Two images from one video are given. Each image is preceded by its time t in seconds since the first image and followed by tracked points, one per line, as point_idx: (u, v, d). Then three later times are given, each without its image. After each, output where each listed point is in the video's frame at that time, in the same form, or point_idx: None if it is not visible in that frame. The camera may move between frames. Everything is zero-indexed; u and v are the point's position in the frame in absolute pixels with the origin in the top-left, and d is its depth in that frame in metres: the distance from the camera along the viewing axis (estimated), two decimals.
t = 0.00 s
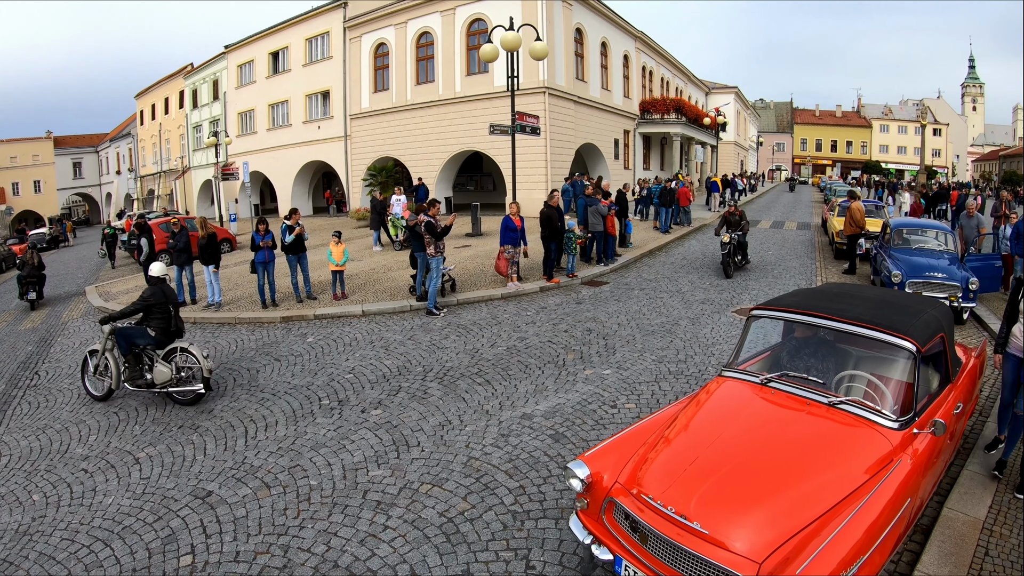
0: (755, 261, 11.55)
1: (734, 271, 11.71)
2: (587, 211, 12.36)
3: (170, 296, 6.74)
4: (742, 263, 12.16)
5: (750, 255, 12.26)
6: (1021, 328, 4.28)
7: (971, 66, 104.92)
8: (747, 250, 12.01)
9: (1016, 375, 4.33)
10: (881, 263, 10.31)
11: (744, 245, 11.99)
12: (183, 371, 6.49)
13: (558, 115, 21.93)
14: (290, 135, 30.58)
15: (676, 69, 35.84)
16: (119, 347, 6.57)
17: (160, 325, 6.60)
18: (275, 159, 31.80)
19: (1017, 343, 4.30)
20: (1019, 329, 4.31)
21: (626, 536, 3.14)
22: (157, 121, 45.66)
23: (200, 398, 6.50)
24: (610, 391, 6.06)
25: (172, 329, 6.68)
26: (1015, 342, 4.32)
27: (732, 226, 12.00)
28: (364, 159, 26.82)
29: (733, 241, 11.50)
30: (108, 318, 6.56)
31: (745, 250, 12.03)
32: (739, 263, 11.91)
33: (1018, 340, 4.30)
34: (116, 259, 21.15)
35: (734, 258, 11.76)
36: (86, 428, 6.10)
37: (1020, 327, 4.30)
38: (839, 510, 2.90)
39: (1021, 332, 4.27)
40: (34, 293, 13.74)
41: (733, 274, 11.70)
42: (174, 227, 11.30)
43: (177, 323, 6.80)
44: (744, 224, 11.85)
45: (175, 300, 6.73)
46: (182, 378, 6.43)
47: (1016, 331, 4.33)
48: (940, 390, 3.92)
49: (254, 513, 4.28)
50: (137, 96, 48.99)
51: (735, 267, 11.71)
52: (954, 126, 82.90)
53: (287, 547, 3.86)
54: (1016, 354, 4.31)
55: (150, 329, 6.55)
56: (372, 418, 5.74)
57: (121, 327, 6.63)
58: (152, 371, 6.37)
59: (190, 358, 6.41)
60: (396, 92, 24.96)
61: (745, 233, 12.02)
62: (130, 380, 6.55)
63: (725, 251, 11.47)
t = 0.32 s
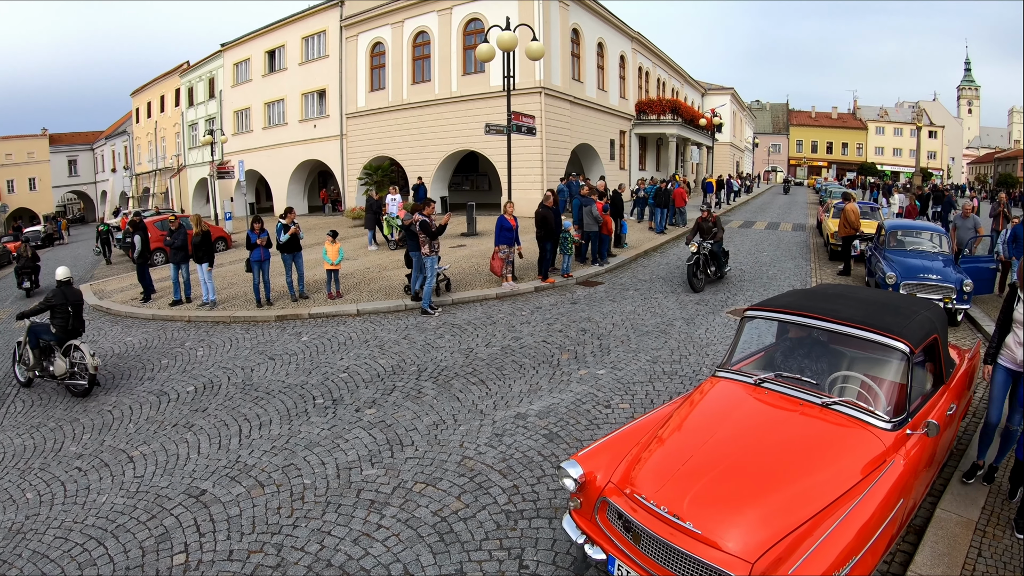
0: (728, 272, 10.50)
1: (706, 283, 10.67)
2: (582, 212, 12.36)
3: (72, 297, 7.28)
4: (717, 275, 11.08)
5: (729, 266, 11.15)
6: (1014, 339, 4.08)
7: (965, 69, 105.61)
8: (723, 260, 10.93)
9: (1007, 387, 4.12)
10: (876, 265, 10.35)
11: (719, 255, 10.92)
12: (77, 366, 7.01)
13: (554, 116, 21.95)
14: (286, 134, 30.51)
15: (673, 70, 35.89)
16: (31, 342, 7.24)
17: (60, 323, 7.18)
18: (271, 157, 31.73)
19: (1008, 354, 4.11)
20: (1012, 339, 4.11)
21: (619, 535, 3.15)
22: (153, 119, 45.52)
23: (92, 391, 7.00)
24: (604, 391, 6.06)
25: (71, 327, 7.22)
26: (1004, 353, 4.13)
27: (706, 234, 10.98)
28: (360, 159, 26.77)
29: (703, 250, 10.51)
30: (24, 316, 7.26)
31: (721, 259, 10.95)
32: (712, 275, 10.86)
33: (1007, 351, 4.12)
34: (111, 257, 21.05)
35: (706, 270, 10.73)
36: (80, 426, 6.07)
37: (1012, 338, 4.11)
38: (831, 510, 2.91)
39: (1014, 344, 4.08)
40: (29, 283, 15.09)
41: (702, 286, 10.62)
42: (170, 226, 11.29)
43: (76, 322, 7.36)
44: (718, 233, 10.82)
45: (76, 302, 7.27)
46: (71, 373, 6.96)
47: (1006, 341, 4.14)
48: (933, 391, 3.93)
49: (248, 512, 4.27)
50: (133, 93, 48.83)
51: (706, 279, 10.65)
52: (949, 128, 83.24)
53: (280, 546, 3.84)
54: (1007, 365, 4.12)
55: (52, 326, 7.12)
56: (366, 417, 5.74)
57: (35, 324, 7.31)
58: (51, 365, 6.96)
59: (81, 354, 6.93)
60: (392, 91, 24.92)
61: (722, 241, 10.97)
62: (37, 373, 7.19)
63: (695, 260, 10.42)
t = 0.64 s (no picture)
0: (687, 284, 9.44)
1: (662, 297, 9.63)
2: (576, 214, 12.40)
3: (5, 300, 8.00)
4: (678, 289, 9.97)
5: (694, 279, 10.05)
6: (999, 357, 3.87)
7: (961, 70, 106.14)
8: (683, 272, 9.85)
9: (990, 408, 3.88)
10: (870, 265, 10.40)
11: (682, 266, 9.87)
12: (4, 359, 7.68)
13: (550, 117, 22.00)
14: (282, 135, 30.48)
15: (668, 71, 35.98)
16: None
17: None
18: (267, 159, 31.69)
19: (992, 372, 3.90)
20: (997, 357, 3.90)
21: (611, 536, 3.16)
22: (149, 120, 45.44)
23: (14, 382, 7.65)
24: (599, 392, 6.08)
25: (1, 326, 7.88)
26: (988, 371, 3.92)
27: (667, 243, 9.95)
28: (356, 160, 26.76)
29: (659, 260, 9.52)
30: None
31: (681, 272, 9.88)
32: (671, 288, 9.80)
33: (991, 369, 3.91)
34: (107, 259, 21.01)
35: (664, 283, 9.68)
36: (75, 428, 6.06)
37: (996, 357, 3.90)
38: (822, 509, 2.93)
39: (998, 363, 3.87)
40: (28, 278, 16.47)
41: (658, 302, 9.57)
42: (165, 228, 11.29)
43: (8, 321, 8.02)
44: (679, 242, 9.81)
45: (6, 304, 7.98)
46: (1, 362, 7.73)
47: (989, 360, 3.93)
48: (926, 391, 3.95)
49: (243, 513, 4.28)
50: (128, 95, 48.74)
51: (663, 292, 9.61)
52: (944, 129, 83.53)
53: (275, 547, 3.86)
54: (991, 385, 3.90)
55: None
56: (361, 419, 5.74)
57: None
58: None
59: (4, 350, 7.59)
60: (388, 93, 24.93)
61: (685, 250, 9.92)
62: None
63: (649, 272, 9.41)
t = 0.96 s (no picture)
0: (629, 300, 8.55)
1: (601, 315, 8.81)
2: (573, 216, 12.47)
3: None
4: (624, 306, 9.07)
5: (641, 295, 9.11)
6: (991, 366, 3.85)
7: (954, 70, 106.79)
8: (626, 287, 8.95)
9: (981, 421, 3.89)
10: (865, 265, 10.44)
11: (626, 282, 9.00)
12: None
13: (544, 120, 22.03)
14: (276, 139, 30.44)
15: (662, 73, 36.11)
16: None
17: None
18: (262, 162, 31.64)
19: (984, 383, 3.89)
20: (987, 367, 3.88)
21: (607, 537, 3.17)
22: (144, 124, 45.36)
23: None
24: (594, 394, 6.09)
25: None
26: (980, 382, 3.90)
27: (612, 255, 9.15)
28: (350, 163, 26.75)
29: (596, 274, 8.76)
30: None
31: (626, 287, 8.97)
32: (614, 305, 8.97)
33: (983, 380, 3.89)
34: (101, 263, 20.96)
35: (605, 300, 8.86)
36: (71, 433, 6.05)
37: (987, 366, 3.87)
38: (817, 509, 2.94)
39: (991, 373, 3.85)
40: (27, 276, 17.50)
41: (597, 321, 8.75)
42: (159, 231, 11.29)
43: None
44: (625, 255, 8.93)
45: None
46: None
47: (982, 370, 3.90)
48: (918, 391, 3.95)
49: (240, 517, 4.27)
50: (123, 100, 48.68)
51: (602, 309, 8.81)
52: (938, 129, 83.92)
53: (272, 551, 3.86)
54: (983, 398, 3.88)
55: None
56: (357, 423, 5.74)
57: None
58: None
59: None
60: (382, 96, 24.95)
61: (632, 263, 9.02)
62: None
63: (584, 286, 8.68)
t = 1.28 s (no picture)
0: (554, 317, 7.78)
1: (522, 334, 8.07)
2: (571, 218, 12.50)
3: None
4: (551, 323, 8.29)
5: (571, 313, 8.32)
6: (990, 382, 3.49)
7: (948, 71, 107.47)
8: (554, 304, 8.15)
9: (977, 444, 3.52)
10: (860, 266, 10.47)
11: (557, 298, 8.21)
12: None
13: (539, 123, 22.07)
14: (272, 142, 30.40)
15: (657, 75, 36.22)
16: None
17: None
18: (257, 166, 31.60)
19: (981, 400, 3.53)
20: (986, 383, 3.51)
21: (605, 539, 3.17)
22: (138, 128, 45.21)
23: None
24: (590, 396, 6.10)
25: None
26: (977, 399, 3.53)
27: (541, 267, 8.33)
28: (346, 166, 26.73)
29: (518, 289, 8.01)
30: None
31: (553, 304, 8.16)
32: (540, 323, 8.17)
33: (980, 397, 3.53)
34: (96, 267, 20.89)
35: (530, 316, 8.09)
36: (68, 438, 6.02)
37: (987, 381, 3.51)
38: (814, 509, 2.94)
39: (990, 389, 3.48)
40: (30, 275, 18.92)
41: (517, 341, 8.03)
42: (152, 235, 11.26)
43: None
44: (557, 267, 8.16)
45: None
46: None
47: (981, 386, 3.53)
48: (915, 391, 3.95)
49: (237, 522, 4.25)
50: (118, 103, 48.58)
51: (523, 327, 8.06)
52: (931, 130, 84.37)
53: (269, 555, 3.84)
54: (979, 415, 3.52)
55: None
56: (354, 426, 5.73)
57: None
58: None
59: None
60: (377, 99, 24.96)
61: (562, 277, 8.19)
62: None
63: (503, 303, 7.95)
